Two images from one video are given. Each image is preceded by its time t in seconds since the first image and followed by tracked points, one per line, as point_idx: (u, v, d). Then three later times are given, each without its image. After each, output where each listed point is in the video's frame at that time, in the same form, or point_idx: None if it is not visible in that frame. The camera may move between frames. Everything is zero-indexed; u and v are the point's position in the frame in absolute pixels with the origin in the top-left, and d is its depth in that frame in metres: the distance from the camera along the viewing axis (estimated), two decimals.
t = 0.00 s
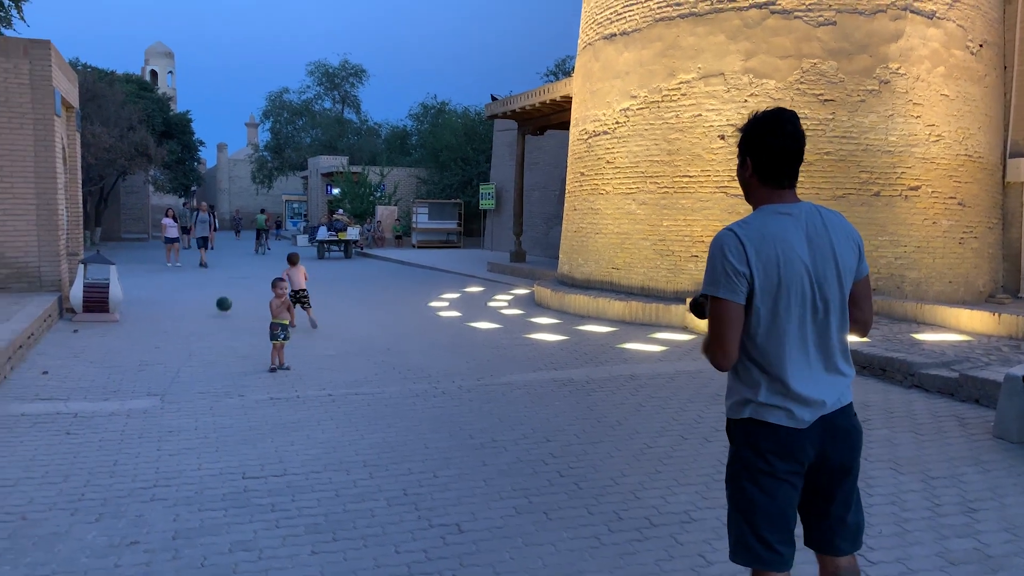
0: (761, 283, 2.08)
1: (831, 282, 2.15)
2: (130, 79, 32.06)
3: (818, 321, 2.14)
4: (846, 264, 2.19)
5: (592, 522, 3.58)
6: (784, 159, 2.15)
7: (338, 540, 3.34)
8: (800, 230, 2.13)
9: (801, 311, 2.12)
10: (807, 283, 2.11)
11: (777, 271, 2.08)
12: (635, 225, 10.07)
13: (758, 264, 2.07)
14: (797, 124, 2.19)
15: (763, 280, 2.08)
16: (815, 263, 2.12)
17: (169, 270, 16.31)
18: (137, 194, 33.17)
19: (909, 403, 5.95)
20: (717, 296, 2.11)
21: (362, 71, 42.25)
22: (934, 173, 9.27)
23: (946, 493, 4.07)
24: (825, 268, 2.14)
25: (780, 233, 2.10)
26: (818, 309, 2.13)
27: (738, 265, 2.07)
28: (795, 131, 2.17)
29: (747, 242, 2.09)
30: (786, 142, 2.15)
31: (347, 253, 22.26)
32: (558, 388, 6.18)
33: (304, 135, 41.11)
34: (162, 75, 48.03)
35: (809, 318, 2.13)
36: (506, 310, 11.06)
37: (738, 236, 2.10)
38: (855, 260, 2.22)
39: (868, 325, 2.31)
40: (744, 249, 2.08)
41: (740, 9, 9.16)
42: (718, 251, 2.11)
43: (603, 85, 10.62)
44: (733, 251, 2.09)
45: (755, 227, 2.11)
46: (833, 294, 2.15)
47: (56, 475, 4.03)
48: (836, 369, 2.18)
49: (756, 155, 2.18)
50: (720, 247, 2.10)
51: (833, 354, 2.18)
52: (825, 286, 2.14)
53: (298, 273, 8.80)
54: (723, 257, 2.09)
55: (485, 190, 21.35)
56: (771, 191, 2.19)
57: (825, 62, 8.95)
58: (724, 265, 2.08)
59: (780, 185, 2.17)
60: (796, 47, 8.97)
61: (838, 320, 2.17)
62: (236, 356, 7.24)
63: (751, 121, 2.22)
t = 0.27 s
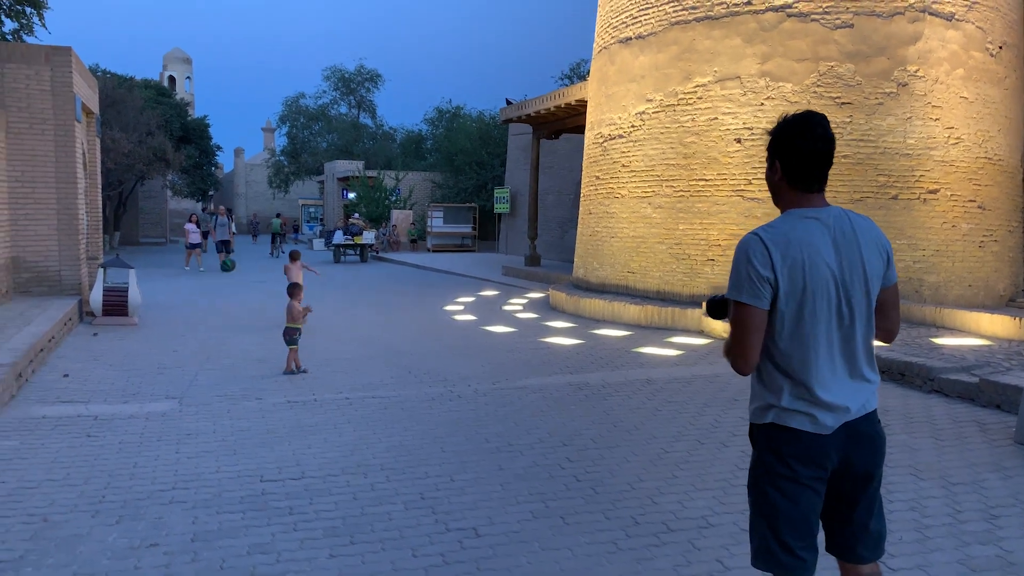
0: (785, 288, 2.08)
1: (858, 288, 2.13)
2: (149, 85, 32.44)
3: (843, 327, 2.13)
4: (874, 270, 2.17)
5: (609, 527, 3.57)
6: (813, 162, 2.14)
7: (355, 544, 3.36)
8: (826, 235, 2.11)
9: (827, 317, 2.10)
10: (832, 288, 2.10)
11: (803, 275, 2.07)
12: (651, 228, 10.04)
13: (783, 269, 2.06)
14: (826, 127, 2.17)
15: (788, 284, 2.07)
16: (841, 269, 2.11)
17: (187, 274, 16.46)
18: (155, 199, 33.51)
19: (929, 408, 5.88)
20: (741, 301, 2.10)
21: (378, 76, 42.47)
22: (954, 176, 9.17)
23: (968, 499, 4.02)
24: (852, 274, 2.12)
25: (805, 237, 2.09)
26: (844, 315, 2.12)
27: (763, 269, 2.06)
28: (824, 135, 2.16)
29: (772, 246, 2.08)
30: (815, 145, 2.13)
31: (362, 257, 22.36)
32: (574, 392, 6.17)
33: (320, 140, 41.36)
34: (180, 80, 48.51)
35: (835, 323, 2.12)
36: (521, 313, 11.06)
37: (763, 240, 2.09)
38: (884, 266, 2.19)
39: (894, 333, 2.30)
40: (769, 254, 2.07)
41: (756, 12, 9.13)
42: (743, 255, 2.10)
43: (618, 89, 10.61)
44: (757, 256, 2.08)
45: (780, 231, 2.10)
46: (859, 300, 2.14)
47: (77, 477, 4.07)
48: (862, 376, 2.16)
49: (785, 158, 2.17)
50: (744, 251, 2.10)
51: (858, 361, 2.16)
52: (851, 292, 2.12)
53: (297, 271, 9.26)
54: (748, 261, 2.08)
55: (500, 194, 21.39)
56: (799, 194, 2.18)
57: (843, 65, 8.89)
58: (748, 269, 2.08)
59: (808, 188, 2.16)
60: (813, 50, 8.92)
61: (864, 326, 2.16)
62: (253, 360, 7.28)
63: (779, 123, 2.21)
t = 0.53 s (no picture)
0: (812, 292, 2.06)
1: (889, 294, 2.09)
2: (171, 91, 32.85)
3: (873, 333, 2.10)
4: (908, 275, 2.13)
5: (630, 532, 3.55)
6: (846, 165, 2.13)
7: (376, 547, 3.37)
8: (857, 239, 2.09)
9: (855, 322, 2.08)
10: (861, 294, 2.07)
11: (830, 280, 2.05)
12: (671, 232, 10.00)
13: (809, 272, 2.05)
14: (861, 131, 2.17)
15: (815, 288, 2.06)
16: (872, 274, 2.07)
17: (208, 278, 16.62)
18: (177, 204, 33.90)
19: (954, 414, 5.80)
20: (769, 302, 2.09)
21: (397, 81, 42.70)
22: (978, 179, 9.05)
23: (994, 506, 3.96)
24: (883, 280, 2.08)
25: (834, 241, 2.07)
26: (873, 321, 2.09)
27: (788, 272, 2.05)
28: (858, 138, 2.15)
29: (798, 249, 2.07)
30: (849, 149, 2.13)
31: (381, 261, 22.45)
32: (593, 396, 6.15)
33: (339, 145, 41.62)
34: (202, 87, 49.07)
35: (864, 329, 2.09)
36: (540, 317, 11.07)
37: (790, 243, 2.08)
38: (921, 272, 2.14)
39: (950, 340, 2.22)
40: (795, 257, 2.06)
41: (777, 14, 9.07)
42: (769, 257, 2.10)
43: (637, 93, 10.58)
44: (784, 258, 2.07)
45: (808, 235, 2.09)
46: (890, 305, 2.10)
47: (102, 479, 4.12)
48: (892, 382, 2.13)
49: (817, 162, 2.18)
50: (771, 253, 2.09)
51: (889, 367, 2.12)
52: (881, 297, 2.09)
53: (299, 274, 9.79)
54: (774, 263, 2.08)
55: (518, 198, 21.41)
56: (831, 198, 2.17)
57: (864, 68, 8.82)
58: (774, 272, 2.07)
59: (840, 192, 2.15)
60: (834, 53, 8.85)
61: (895, 331, 2.12)
62: (273, 363, 7.34)
63: (814, 129, 2.22)
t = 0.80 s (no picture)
0: (834, 299, 2.09)
1: (920, 303, 2.07)
2: (195, 100, 33.30)
3: (901, 343, 2.08)
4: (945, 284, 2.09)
5: (652, 540, 3.54)
6: (884, 174, 2.12)
7: (398, 554, 3.38)
8: (888, 248, 2.08)
9: (880, 330, 2.08)
10: (886, 302, 2.06)
11: (853, 287, 2.07)
12: (692, 239, 9.96)
13: (832, 279, 2.08)
14: (902, 138, 2.13)
15: (837, 295, 2.08)
16: (900, 283, 2.06)
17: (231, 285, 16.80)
18: (200, 212, 34.32)
19: (981, 423, 5.71)
20: (791, 308, 2.14)
21: (417, 89, 42.95)
22: (1005, 185, 8.92)
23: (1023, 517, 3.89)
24: (913, 289, 2.06)
25: (861, 249, 2.08)
26: (900, 329, 2.07)
27: (810, 278, 2.09)
28: (899, 146, 2.12)
29: (823, 255, 2.09)
30: (887, 157, 2.11)
31: (401, 268, 22.56)
32: (613, 404, 6.13)
33: (360, 153, 41.92)
34: (225, 96, 49.68)
35: (891, 338, 2.08)
36: (560, 324, 11.06)
37: (815, 249, 2.10)
38: (960, 280, 2.10)
39: None
40: (818, 264, 2.09)
41: (798, 20, 9.02)
42: (795, 262, 2.14)
43: (658, 99, 10.56)
44: (808, 265, 2.10)
45: (836, 243, 2.10)
46: (921, 315, 2.07)
47: (128, 484, 4.17)
48: (923, 392, 2.10)
49: (856, 168, 2.16)
50: (796, 258, 2.13)
51: (920, 377, 2.10)
52: (910, 305, 2.07)
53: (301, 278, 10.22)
54: (798, 268, 2.12)
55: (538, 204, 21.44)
56: (867, 205, 2.17)
57: (887, 73, 8.74)
58: (797, 277, 2.11)
59: (878, 200, 2.14)
60: (856, 58, 8.78)
61: (928, 341, 2.09)
62: (296, 369, 7.40)
63: (856, 133, 2.19)
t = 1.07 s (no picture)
0: (864, 306, 2.08)
1: (955, 315, 2.02)
2: (216, 109, 33.68)
3: (931, 352, 2.05)
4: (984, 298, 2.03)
5: (672, 551, 3.50)
6: (926, 179, 2.11)
7: (417, 563, 3.37)
8: (921, 255, 2.04)
9: (911, 341, 2.05)
10: (918, 311, 2.03)
11: (883, 295, 2.05)
12: (711, 246, 9.90)
13: (862, 287, 2.07)
14: (949, 147, 2.13)
15: (867, 302, 2.07)
16: (934, 293, 2.02)
17: (251, 293, 16.93)
18: (220, 220, 34.65)
19: (1007, 434, 5.61)
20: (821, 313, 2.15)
21: (435, 98, 43.16)
22: None
23: None
24: (946, 301, 2.02)
25: (893, 255, 2.05)
26: (932, 340, 2.04)
27: (840, 284, 2.09)
28: (944, 153, 2.12)
29: (854, 262, 2.08)
30: (930, 163, 2.11)
31: (419, 276, 22.62)
32: (633, 413, 6.09)
33: (378, 161, 42.14)
34: (245, 105, 50.21)
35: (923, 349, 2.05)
36: (578, 332, 11.04)
37: (848, 255, 2.10)
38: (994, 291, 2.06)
39: None
40: (849, 269, 2.08)
41: (818, 27, 8.96)
42: (828, 267, 2.14)
43: (676, 107, 10.53)
44: (840, 270, 2.10)
45: (870, 248, 2.09)
46: (955, 327, 2.03)
47: (149, 491, 4.20)
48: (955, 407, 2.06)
49: (899, 173, 2.17)
50: (829, 264, 2.14)
51: (952, 391, 2.06)
52: (945, 317, 2.03)
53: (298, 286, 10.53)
54: (829, 274, 2.12)
55: (555, 212, 21.43)
56: (907, 210, 2.15)
57: (908, 79, 8.66)
58: (828, 282, 2.12)
59: (917, 204, 2.13)
60: (877, 64, 8.71)
61: (959, 352, 2.05)
62: (315, 377, 7.43)
63: (905, 140, 2.20)
